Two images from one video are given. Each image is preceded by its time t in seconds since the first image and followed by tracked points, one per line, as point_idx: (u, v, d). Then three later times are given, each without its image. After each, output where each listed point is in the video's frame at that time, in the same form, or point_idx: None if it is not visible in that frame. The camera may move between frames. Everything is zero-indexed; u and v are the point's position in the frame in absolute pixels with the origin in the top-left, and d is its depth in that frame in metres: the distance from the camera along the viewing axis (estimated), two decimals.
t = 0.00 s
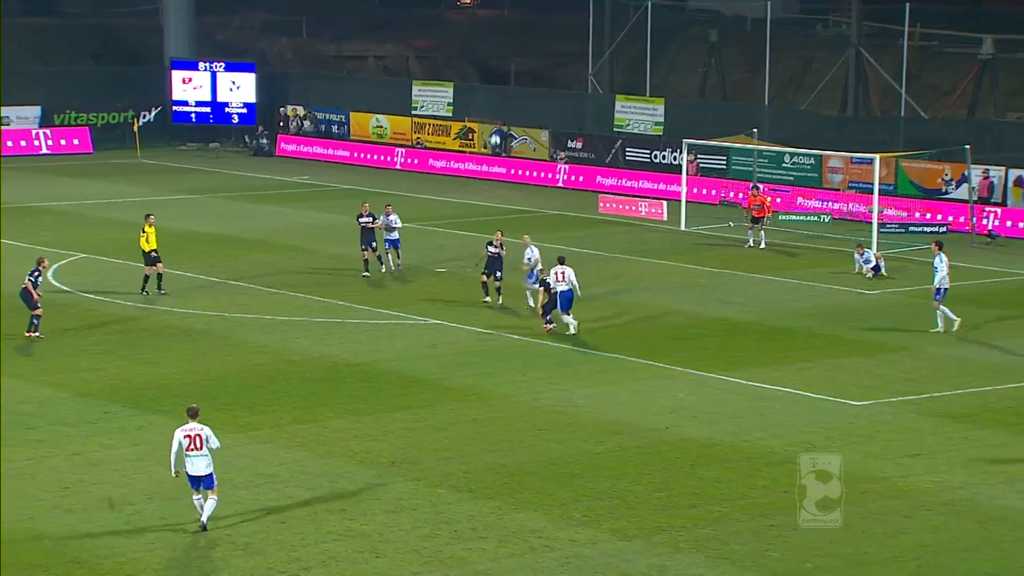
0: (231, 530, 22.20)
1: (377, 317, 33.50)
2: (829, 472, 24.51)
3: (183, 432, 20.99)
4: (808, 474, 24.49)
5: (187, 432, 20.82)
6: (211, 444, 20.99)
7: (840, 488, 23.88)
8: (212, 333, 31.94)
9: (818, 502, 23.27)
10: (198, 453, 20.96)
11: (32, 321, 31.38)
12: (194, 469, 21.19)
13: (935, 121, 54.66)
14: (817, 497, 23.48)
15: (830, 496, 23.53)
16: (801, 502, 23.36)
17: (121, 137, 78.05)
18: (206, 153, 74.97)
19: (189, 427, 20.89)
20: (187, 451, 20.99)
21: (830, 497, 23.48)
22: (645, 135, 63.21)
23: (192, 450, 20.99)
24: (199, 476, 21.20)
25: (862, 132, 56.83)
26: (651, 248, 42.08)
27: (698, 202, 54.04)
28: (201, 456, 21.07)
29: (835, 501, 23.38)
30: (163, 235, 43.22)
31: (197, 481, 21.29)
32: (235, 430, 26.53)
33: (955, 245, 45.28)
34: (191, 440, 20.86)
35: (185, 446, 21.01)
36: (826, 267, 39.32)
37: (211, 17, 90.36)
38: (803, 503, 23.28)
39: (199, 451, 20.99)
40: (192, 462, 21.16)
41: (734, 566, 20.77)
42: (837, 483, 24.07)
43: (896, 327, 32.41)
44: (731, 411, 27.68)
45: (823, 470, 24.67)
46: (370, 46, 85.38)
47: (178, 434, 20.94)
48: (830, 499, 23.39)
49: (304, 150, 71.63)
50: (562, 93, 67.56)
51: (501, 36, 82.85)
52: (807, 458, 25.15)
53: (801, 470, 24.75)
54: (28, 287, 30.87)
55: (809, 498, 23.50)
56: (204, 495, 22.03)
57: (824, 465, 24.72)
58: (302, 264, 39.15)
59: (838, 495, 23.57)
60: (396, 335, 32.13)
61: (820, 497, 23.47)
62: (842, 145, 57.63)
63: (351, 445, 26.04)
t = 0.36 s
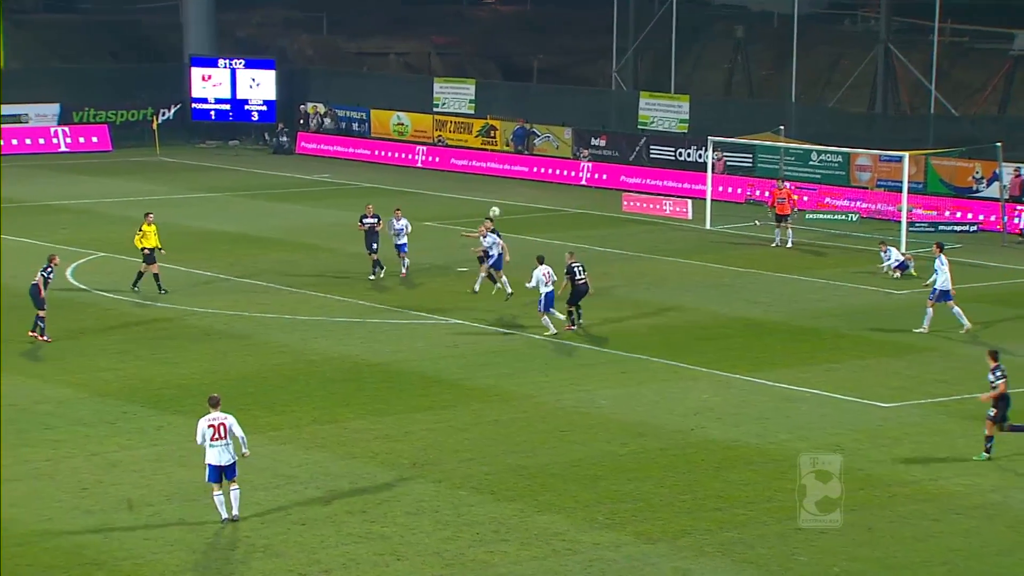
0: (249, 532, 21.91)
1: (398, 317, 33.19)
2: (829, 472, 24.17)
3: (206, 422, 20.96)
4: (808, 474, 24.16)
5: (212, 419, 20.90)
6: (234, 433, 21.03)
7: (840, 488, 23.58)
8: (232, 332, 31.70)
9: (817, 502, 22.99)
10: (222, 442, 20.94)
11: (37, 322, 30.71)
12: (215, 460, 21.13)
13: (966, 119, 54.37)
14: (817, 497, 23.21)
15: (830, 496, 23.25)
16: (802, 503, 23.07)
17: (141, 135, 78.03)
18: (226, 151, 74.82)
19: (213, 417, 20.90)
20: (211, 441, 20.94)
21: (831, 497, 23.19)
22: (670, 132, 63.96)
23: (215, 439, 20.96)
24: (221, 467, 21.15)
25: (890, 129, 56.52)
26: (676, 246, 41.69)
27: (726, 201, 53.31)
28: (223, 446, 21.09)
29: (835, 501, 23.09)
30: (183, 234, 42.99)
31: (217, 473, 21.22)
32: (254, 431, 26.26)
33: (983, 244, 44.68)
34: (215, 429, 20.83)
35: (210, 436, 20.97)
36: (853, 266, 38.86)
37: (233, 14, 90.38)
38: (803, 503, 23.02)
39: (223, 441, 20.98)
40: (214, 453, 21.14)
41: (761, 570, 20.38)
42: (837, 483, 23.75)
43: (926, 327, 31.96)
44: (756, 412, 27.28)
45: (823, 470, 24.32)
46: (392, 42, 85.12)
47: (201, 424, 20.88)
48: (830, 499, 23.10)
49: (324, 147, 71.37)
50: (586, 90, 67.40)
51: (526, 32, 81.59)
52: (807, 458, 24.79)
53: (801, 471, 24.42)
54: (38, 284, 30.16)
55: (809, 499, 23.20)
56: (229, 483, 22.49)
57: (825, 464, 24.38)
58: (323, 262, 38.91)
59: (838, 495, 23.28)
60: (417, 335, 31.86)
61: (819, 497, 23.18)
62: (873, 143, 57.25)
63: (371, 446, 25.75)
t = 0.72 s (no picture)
0: (292, 529, 21.99)
1: (440, 316, 33.29)
2: (829, 472, 24.10)
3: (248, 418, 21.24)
4: (808, 475, 24.09)
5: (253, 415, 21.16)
6: (275, 428, 21.33)
7: (839, 488, 23.51)
8: (273, 331, 31.82)
9: (817, 502, 22.94)
10: (265, 437, 21.21)
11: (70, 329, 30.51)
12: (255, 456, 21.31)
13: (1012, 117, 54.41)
14: (816, 497, 23.14)
15: (830, 497, 23.15)
16: (801, 503, 23.02)
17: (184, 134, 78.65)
18: (267, 149, 75.22)
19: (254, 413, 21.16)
20: (254, 435, 21.20)
21: (830, 497, 23.12)
22: (712, 132, 63.82)
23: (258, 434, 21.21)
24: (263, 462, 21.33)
25: (935, 128, 57.06)
26: (717, 246, 41.55)
27: (766, 200, 53.62)
28: (265, 442, 21.35)
29: (835, 501, 23.04)
30: (228, 233, 43.15)
31: (255, 468, 21.40)
32: (296, 429, 26.35)
33: None
34: (259, 423, 21.12)
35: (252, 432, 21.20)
36: (896, 266, 38.62)
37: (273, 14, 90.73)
38: (803, 503, 22.97)
39: (264, 436, 21.23)
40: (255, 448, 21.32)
41: (802, 571, 20.30)
42: (838, 484, 23.67)
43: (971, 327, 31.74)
44: (798, 412, 27.15)
45: (823, 470, 24.24)
46: (432, 41, 85.18)
47: (243, 419, 21.15)
48: (830, 499, 23.04)
49: (364, 147, 71.62)
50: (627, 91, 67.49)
51: (565, 29, 81.02)
52: (807, 458, 24.71)
53: (801, 472, 24.34)
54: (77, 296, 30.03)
55: (808, 499, 23.15)
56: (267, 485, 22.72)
57: (825, 464, 24.29)
58: (365, 261, 38.97)
59: (838, 496, 23.21)
60: (458, 334, 31.91)
61: (819, 498, 23.11)
62: (917, 141, 57.67)
63: (412, 444, 25.79)
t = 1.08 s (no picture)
0: (306, 512, 22.41)
1: (453, 302, 33.80)
2: (829, 472, 23.88)
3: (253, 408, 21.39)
4: (808, 474, 23.87)
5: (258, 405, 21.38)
6: (278, 420, 21.54)
7: (840, 488, 23.24)
8: (286, 317, 32.24)
9: (817, 502, 22.65)
10: (268, 428, 21.39)
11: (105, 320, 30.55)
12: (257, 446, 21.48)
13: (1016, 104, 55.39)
14: (816, 497, 22.83)
15: (830, 496, 22.87)
16: (800, 501, 22.73)
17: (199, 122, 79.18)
18: (280, 138, 75.66)
19: (259, 404, 21.35)
20: (258, 425, 21.36)
21: (830, 497, 22.82)
22: (719, 120, 64.14)
23: (261, 424, 21.40)
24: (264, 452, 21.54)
25: (941, 116, 57.33)
26: (725, 233, 41.91)
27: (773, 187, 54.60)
28: (267, 431, 21.56)
29: (834, 501, 22.75)
30: (243, 220, 43.61)
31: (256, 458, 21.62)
32: (309, 413, 26.77)
33: None
34: (262, 414, 21.32)
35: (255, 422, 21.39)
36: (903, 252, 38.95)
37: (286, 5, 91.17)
38: (802, 503, 22.65)
39: (267, 427, 21.41)
40: (257, 438, 21.50)
41: (808, 553, 20.68)
42: (837, 483, 23.43)
43: (977, 314, 32.14)
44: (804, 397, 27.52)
45: (823, 471, 24.01)
46: (443, 31, 85.52)
47: (249, 409, 21.30)
48: (829, 499, 22.75)
49: (376, 136, 72.10)
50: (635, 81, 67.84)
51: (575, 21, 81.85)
52: (807, 458, 24.48)
53: (800, 471, 24.12)
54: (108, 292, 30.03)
55: (808, 498, 22.85)
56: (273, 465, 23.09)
57: (825, 464, 24.08)
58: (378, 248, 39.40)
59: (837, 495, 22.93)
60: (469, 320, 32.35)
61: (819, 497, 22.81)
62: (921, 130, 57.97)
63: (424, 428, 26.22)
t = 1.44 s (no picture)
0: (315, 489, 23.18)
1: (455, 286, 34.60)
2: (829, 472, 23.67)
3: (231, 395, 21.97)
4: (808, 474, 23.65)
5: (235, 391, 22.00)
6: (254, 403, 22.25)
7: (840, 488, 23.03)
8: (293, 300, 33.05)
9: (817, 502, 22.45)
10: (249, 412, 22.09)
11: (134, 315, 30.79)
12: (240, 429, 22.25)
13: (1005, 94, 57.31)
14: (816, 497, 22.63)
15: (830, 496, 22.67)
16: (801, 502, 22.53)
17: (209, 110, 80.15)
18: (287, 126, 76.49)
19: (236, 390, 21.94)
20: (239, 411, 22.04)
21: (830, 497, 22.62)
22: (715, 108, 65.21)
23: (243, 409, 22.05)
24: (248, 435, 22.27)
25: (931, 105, 58.92)
26: (722, 218, 42.67)
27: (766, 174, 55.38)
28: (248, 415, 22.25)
29: (835, 501, 22.54)
30: (250, 205, 44.43)
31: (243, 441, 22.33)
32: (317, 393, 27.57)
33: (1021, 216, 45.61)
34: (243, 400, 21.95)
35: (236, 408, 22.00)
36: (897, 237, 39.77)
37: None
38: (802, 502, 22.46)
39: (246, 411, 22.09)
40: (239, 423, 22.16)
41: (801, 529, 21.45)
42: (837, 483, 23.21)
43: (967, 296, 32.96)
44: (798, 377, 28.29)
45: (823, 471, 23.82)
46: (447, 20, 86.27)
47: (228, 398, 21.90)
48: (829, 499, 22.54)
49: (380, 124, 72.92)
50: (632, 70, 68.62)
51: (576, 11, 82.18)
52: (807, 458, 24.25)
53: (801, 471, 23.90)
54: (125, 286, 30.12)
55: (808, 498, 22.64)
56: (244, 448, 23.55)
57: (825, 464, 23.87)
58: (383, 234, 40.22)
59: (838, 495, 22.72)
60: (471, 303, 33.17)
61: (819, 497, 22.62)
62: (913, 118, 59.55)
63: (427, 408, 26.99)
